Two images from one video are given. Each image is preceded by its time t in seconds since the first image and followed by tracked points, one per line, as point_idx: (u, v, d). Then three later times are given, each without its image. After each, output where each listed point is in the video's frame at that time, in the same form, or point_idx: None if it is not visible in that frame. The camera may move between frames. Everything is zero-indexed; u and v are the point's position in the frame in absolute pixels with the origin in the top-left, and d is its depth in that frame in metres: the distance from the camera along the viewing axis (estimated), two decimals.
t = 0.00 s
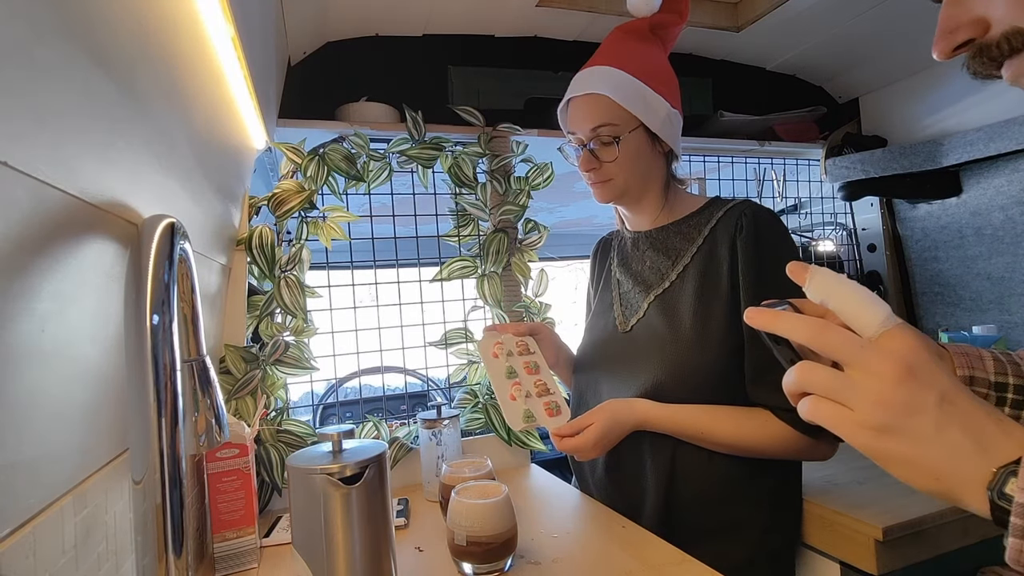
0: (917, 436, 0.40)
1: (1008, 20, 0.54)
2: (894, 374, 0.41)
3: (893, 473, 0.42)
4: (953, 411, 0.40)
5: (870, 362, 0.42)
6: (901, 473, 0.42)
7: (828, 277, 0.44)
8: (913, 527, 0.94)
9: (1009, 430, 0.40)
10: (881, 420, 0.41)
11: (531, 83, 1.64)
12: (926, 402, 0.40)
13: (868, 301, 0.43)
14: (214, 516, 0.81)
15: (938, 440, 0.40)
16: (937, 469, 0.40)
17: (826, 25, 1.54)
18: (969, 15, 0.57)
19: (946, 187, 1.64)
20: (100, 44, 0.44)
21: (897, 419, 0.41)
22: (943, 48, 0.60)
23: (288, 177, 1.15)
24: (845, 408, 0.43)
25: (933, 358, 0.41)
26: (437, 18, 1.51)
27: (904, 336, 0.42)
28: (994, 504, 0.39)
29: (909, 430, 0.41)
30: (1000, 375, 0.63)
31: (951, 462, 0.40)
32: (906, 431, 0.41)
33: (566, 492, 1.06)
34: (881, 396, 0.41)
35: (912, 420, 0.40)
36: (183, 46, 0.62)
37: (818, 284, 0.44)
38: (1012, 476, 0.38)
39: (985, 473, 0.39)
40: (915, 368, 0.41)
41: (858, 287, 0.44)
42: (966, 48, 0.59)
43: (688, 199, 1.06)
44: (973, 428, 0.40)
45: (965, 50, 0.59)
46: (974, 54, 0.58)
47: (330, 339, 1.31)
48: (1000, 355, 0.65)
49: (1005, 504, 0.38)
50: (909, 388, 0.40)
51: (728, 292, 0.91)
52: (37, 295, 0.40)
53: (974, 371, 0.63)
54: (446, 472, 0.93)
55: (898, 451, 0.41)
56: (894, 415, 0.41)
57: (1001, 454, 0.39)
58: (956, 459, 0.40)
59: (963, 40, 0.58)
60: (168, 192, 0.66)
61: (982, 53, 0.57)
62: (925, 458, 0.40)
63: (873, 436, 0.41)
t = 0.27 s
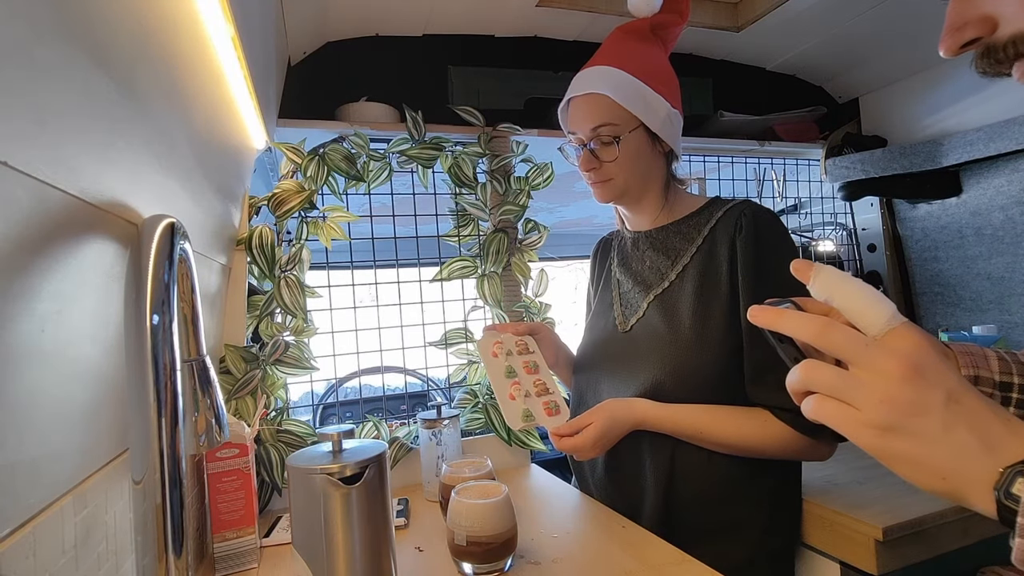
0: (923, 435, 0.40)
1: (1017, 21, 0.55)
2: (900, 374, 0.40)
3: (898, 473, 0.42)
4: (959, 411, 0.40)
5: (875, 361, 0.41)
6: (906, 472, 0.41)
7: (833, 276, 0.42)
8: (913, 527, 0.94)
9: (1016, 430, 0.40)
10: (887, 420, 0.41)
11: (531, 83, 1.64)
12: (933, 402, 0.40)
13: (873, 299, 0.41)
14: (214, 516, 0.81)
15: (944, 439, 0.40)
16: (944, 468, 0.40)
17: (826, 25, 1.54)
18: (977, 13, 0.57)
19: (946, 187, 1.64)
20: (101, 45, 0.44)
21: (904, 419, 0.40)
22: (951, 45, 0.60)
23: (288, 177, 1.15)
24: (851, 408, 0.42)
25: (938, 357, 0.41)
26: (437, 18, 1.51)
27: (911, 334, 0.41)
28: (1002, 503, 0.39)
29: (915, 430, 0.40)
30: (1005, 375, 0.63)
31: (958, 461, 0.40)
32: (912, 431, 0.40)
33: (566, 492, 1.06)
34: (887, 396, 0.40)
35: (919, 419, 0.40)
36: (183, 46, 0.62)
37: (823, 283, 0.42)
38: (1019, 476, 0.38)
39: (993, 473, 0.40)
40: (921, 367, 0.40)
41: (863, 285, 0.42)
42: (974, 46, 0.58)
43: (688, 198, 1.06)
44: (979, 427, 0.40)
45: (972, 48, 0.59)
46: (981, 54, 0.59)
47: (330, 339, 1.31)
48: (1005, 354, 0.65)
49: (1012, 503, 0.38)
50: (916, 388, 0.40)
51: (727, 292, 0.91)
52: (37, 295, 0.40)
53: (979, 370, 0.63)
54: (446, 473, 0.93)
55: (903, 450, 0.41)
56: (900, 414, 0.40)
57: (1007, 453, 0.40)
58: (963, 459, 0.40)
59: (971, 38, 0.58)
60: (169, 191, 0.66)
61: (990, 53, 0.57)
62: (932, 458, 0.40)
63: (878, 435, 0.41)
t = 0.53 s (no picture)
0: (926, 436, 0.40)
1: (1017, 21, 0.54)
2: (902, 375, 0.40)
3: (901, 474, 0.42)
4: (961, 412, 0.40)
5: (877, 363, 0.41)
6: (909, 474, 0.41)
7: (834, 276, 0.42)
8: (913, 527, 0.94)
9: (1020, 432, 0.40)
10: (889, 422, 0.41)
11: (532, 83, 1.64)
12: (935, 403, 0.40)
13: (874, 300, 0.42)
14: (214, 516, 0.81)
15: (947, 440, 0.40)
16: (947, 470, 0.40)
17: (826, 25, 1.54)
18: (980, 12, 0.57)
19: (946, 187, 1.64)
20: (101, 45, 0.44)
21: (906, 421, 0.40)
22: (953, 45, 0.60)
23: (288, 177, 1.15)
24: (853, 409, 0.42)
25: (940, 358, 0.41)
26: (437, 18, 1.51)
27: (912, 335, 0.41)
28: (1005, 507, 0.39)
29: (917, 431, 0.40)
30: (1007, 376, 0.63)
31: (961, 463, 0.40)
32: (914, 433, 0.40)
33: (566, 492, 1.06)
34: (890, 397, 0.40)
35: (921, 421, 0.40)
36: (183, 46, 0.62)
37: (824, 283, 0.42)
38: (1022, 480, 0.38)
39: (996, 476, 0.39)
40: (923, 368, 0.40)
41: (863, 285, 0.43)
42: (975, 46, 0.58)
43: (688, 199, 1.06)
44: (982, 427, 0.40)
45: (973, 48, 0.60)
46: (981, 55, 0.58)
47: (330, 339, 1.31)
48: (1007, 355, 0.64)
49: (1015, 508, 0.38)
50: (918, 389, 0.40)
51: (728, 292, 0.91)
52: (37, 295, 0.40)
53: (980, 371, 0.63)
54: (446, 473, 0.93)
55: (905, 451, 0.41)
56: (902, 416, 0.40)
57: (1011, 454, 0.40)
58: (966, 460, 0.40)
59: (973, 38, 0.58)
60: (169, 191, 0.66)
61: (989, 53, 0.57)
62: (934, 459, 0.40)
63: (880, 437, 0.41)
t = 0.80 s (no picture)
0: (924, 437, 0.40)
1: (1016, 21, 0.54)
2: (900, 376, 0.40)
3: (898, 474, 0.42)
4: (959, 412, 0.40)
5: (876, 363, 0.41)
6: (906, 474, 0.41)
7: (831, 275, 0.42)
8: (913, 528, 0.94)
9: (1018, 433, 0.40)
10: (888, 423, 0.41)
11: (531, 83, 1.64)
12: (933, 403, 0.40)
13: (874, 300, 0.42)
14: (214, 516, 0.81)
15: (945, 441, 0.40)
16: (945, 470, 0.40)
17: (826, 25, 1.54)
18: (978, 12, 0.57)
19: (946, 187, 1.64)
20: (101, 45, 0.44)
21: (904, 421, 0.40)
22: (953, 45, 0.61)
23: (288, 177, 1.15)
24: (851, 410, 0.42)
25: (938, 358, 0.41)
26: (437, 18, 1.51)
27: (909, 336, 0.41)
28: (1002, 507, 0.39)
29: (916, 432, 0.40)
30: (1006, 376, 0.63)
31: (959, 464, 0.40)
32: (912, 433, 0.40)
33: (566, 492, 1.07)
34: (888, 398, 0.40)
35: (919, 421, 0.40)
36: (183, 45, 0.62)
37: (823, 283, 0.42)
38: (1020, 479, 0.38)
39: (993, 476, 0.40)
40: (922, 369, 0.40)
41: (861, 285, 0.43)
42: (976, 46, 0.59)
43: (687, 198, 1.06)
44: (979, 428, 0.40)
45: (973, 48, 0.60)
46: (980, 54, 0.59)
47: (330, 339, 1.31)
48: (1005, 356, 0.65)
49: (1012, 507, 0.39)
50: (916, 390, 0.40)
51: (727, 291, 0.91)
52: (37, 295, 0.40)
53: (980, 371, 0.63)
54: (446, 472, 0.93)
55: (903, 451, 0.41)
56: (900, 416, 0.40)
57: (1008, 455, 0.40)
58: (964, 461, 0.40)
59: (972, 38, 0.58)
60: (169, 192, 0.66)
61: (990, 54, 0.57)
62: (933, 460, 0.40)
63: (878, 438, 0.41)
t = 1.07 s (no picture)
0: (920, 438, 0.40)
1: (1011, 16, 0.54)
2: (897, 377, 0.40)
3: (896, 477, 0.42)
4: (956, 414, 0.40)
5: (872, 364, 0.41)
6: (902, 476, 0.41)
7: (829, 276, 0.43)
8: (912, 527, 0.94)
9: (1015, 435, 0.40)
10: (884, 424, 0.41)
11: (531, 84, 1.64)
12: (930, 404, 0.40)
13: (870, 302, 0.42)
14: (214, 516, 0.81)
15: (941, 442, 0.40)
16: (943, 472, 0.40)
17: (826, 25, 1.54)
18: (970, 11, 0.57)
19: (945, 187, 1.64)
20: (101, 45, 0.44)
21: (900, 422, 0.40)
22: (944, 45, 0.60)
23: (288, 177, 1.15)
24: (847, 411, 0.42)
25: (934, 360, 0.41)
26: (437, 18, 1.51)
27: (905, 337, 0.41)
28: (998, 509, 0.39)
29: (912, 433, 0.40)
30: (1005, 377, 0.62)
31: (955, 465, 0.40)
32: (909, 435, 0.40)
33: (566, 492, 1.07)
34: (885, 398, 0.40)
35: (915, 422, 0.40)
36: (183, 45, 0.62)
37: (820, 283, 0.43)
38: (1016, 481, 0.38)
39: (990, 477, 0.39)
40: (918, 370, 0.40)
41: (858, 288, 0.43)
42: (968, 44, 0.58)
43: (686, 198, 1.06)
44: (976, 429, 0.40)
45: (965, 47, 0.59)
46: (975, 52, 0.58)
47: (330, 339, 1.31)
48: (1004, 357, 0.64)
49: (1009, 509, 0.39)
50: (912, 391, 0.40)
51: (727, 290, 0.91)
52: (37, 295, 0.40)
53: (977, 372, 0.62)
54: (446, 472, 0.93)
55: (900, 453, 0.41)
56: (897, 417, 0.40)
57: (1005, 457, 0.40)
58: (960, 463, 0.40)
59: (965, 36, 0.58)
60: (168, 192, 0.66)
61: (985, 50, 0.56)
62: (930, 461, 0.40)
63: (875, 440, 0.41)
